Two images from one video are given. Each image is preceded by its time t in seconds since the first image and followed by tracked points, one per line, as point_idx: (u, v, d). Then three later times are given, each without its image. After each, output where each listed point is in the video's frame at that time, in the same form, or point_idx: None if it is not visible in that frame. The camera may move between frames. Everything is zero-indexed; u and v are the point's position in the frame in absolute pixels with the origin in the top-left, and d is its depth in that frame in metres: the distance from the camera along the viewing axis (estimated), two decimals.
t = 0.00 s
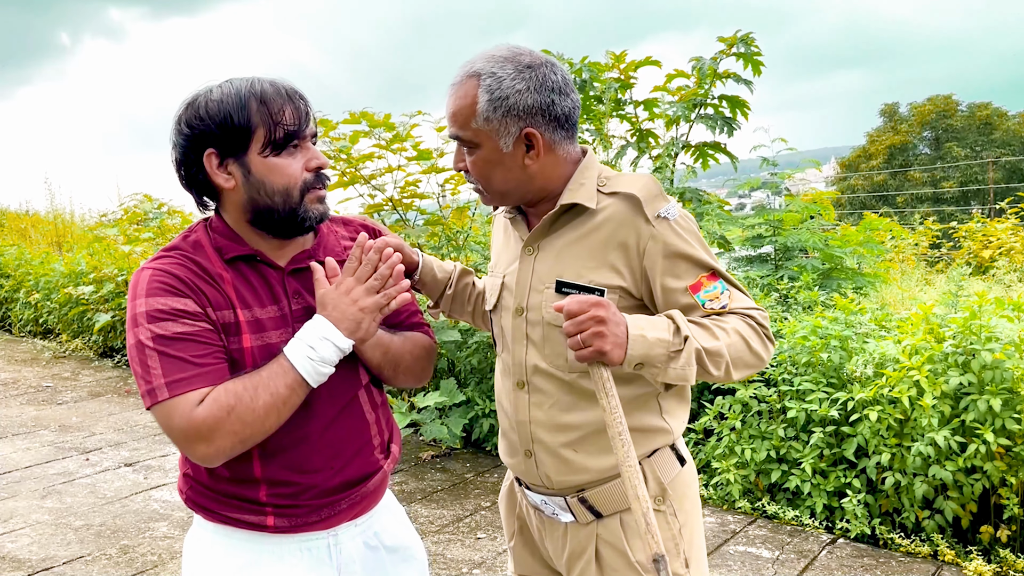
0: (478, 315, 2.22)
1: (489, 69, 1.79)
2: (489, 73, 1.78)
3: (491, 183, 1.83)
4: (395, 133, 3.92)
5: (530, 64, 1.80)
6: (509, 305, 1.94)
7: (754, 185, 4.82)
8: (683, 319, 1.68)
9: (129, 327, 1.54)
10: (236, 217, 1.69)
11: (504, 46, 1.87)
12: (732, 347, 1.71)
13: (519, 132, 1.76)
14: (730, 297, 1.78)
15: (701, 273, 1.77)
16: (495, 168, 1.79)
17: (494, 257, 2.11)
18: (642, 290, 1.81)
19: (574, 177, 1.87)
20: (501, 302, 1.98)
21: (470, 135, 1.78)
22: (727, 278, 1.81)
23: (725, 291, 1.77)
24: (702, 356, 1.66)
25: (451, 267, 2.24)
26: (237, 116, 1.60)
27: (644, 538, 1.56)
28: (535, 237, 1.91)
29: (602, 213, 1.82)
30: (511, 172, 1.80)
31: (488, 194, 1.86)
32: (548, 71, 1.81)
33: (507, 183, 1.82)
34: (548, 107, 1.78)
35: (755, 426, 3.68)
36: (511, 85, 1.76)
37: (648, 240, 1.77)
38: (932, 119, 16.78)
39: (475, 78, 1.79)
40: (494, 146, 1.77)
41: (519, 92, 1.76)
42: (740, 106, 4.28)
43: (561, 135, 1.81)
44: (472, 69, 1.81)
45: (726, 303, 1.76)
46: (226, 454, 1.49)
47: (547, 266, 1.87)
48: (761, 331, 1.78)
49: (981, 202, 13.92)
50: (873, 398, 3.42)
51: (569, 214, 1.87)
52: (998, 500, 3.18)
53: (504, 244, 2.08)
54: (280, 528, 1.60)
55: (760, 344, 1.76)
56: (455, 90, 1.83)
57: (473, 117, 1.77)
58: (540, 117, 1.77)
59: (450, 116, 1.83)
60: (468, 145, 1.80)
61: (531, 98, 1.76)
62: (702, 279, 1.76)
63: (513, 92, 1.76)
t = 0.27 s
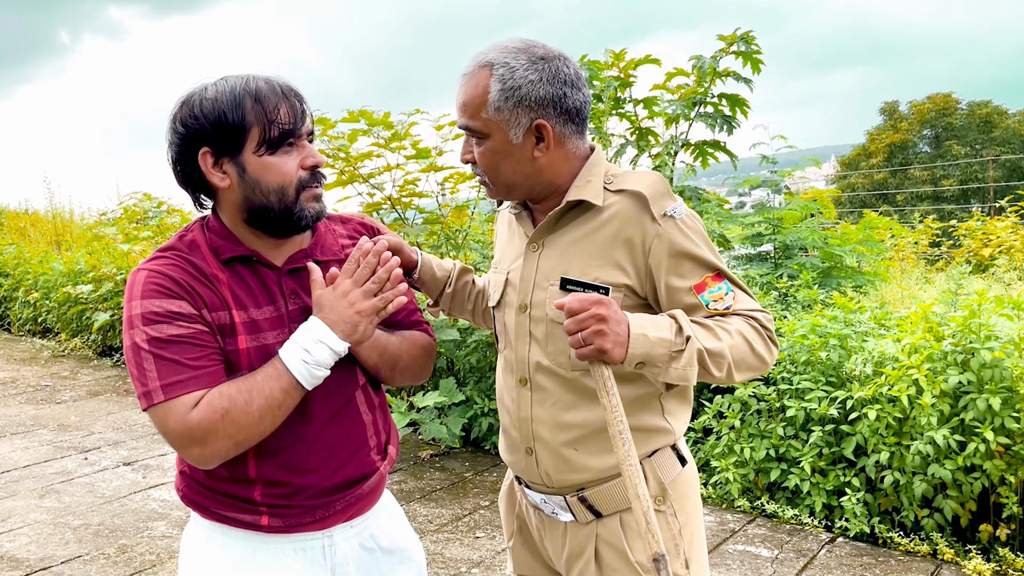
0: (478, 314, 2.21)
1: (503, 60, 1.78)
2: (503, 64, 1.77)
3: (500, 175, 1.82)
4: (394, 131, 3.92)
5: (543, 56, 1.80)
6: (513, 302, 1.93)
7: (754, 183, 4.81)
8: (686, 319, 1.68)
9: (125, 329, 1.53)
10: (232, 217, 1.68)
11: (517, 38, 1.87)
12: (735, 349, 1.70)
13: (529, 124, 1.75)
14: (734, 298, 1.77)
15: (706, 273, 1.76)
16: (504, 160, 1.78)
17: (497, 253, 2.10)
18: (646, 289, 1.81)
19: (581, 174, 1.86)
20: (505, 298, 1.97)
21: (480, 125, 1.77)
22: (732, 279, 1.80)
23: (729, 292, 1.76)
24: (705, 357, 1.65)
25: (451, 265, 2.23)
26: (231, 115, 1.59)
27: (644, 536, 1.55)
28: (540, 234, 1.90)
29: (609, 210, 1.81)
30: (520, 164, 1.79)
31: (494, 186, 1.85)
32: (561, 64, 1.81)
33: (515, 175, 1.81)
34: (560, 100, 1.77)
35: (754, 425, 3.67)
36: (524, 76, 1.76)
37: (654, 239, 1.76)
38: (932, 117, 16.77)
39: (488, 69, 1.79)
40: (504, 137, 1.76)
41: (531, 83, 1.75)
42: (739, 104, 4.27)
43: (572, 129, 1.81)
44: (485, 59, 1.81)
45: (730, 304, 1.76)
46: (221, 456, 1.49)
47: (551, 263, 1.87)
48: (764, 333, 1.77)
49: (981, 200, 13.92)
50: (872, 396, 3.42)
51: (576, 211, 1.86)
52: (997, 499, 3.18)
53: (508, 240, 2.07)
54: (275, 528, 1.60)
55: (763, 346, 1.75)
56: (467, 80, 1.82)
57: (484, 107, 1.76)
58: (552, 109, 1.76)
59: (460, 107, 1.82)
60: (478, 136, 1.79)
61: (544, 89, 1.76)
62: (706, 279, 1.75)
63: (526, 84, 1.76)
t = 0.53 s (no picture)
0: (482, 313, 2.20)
1: (519, 55, 1.78)
2: (519, 58, 1.77)
3: (511, 170, 1.81)
4: (393, 130, 3.91)
5: (560, 52, 1.80)
6: (521, 299, 1.92)
7: (753, 182, 4.81)
8: (695, 318, 1.68)
9: (125, 328, 1.53)
10: (234, 218, 1.68)
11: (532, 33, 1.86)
12: (743, 349, 1.70)
13: (544, 120, 1.75)
14: (743, 299, 1.78)
15: (716, 273, 1.76)
16: (516, 155, 1.78)
17: (504, 250, 2.09)
18: (656, 288, 1.80)
19: (593, 170, 1.86)
20: (513, 295, 1.96)
21: (494, 119, 1.77)
22: (742, 280, 1.81)
23: (738, 293, 1.77)
24: (711, 356, 1.65)
25: (453, 265, 2.23)
26: (236, 117, 1.59)
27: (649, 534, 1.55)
28: (549, 232, 1.89)
29: (620, 207, 1.80)
30: (533, 160, 1.78)
31: (503, 181, 1.85)
32: (577, 62, 1.81)
33: (526, 172, 1.80)
34: (575, 97, 1.77)
35: (753, 424, 3.67)
36: (541, 71, 1.75)
37: (665, 237, 1.75)
38: (932, 116, 16.76)
39: (503, 63, 1.78)
40: (517, 133, 1.75)
41: (547, 79, 1.75)
42: (739, 103, 4.27)
43: (585, 126, 1.81)
44: (501, 54, 1.80)
45: (739, 305, 1.76)
46: (220, 457, 1.49)
47: (561, 260, 1.85)
48: (773, 334, 1.77)
49: (980, 199, 13.92)
50: (871, 395, 3.41)
51: (587, 208, 1.85)
52: (996, 498, 3.18)
53: (515, 237, 2.06)
54: (272, 529, 1.60)
55: (771, 347, 1.75)
56: (481, 74, 1.82)
57: (498, 102, 1.76)
58: (567, 106, 1.76)
59: (473, 101, 1.81)
60: (491, 131, 1.78)
61: (560, 85, 1.76)
62: (716, 279, 1.75)
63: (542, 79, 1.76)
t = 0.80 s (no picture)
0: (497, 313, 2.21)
1: (544, 48, 1.77)
2: (545, 52, 1.76)
3: (529, 164, 1.81)
4: (393, 129, 3.91)
5: (586, 48, 1.80)
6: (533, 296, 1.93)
7: (753, 181, 4.81)
8: (708, 317, 1.68)
9: (129, 326, 1.53)
10: (239, 217, 1.67)
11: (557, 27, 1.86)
12: (755, 351, 1.70)
13: (565, 115, 1.75)
14: (757, 301, 1.77)
15: (730, 274, 1.76)
16: (535, 149, 1.78)
17: (517, 246, 2.09)
18: (669, 288, 1.79)
19: (608, 169, 1.86)
20: (525, 292, 1.97)
21: (515, 112, 1.77)
22: (756, 281, 1.81)
23: (752, 294, 1.76)
24: (724, 356, 1.65)
25: (466, 267, 2.23)
26: (244, 117, 1.58)
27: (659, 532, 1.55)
28: (562, 230, 1.89)
29: (635, 206, 1.80)
30: (551, 155, 1.78)
31: (521, 176, 1.84)
32: (602, 59, 1.81)
33: (544, 166, 1.80)
34: (598, 94, 1.77)
35: (752, 423, 3.67)
36: (566, 66, 1.75)
37: (680, 237, 1.75)
38: (931, 115, 16.76)
39: (529, 56, 1.77)
40: (538, 126, 1.76)
41: (572, 74, 1.75)
42: (739, 102, 4.27)
43: (606, 124, 1.81)
44: (526, 46, 1.79)
45: (753, 306, 1.76)
46: (223, 457, 1.49)
47: (574, 257, 1.86)
48: (786, 337, 1.77)
49: (979, 198, 13.92)
50: (870, 395, 3.42)
51: (602, 207, 1.85)
52: (996, 497, 3.18)
53: (528, 234, 2.06)
54: (272, 528, 1.60)
55: (783, 349, 1.75)
56: (504, 65, 1.81)
57: (521, 94, 1.76)
58: (589, 103, 1.76)
59: (495, 91, 1.81)
60: (512, 123, 1.78)
61: (584, 81, 1.76)
62: (731, 280, 1.75)
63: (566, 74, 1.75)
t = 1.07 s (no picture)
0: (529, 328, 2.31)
1: (561, 45, 1.76)
2: (561, 49, 1.76)
3: (534, 158, 1.81)
4: (392, 128, 3.91)
5: (602, 48, 1.80)
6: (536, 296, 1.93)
7: (752, 180, 4.81)
8: (711, 316, 1.67)
9: (134, 328, 1.53)
10: (245, 218, 1.67)
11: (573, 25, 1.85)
12: (758, 350, 1.70)
13: (576, 113, 1.75)
14: (760, 300, 1.77)
15: (733, 273, 1.75)
16: (542, 144, 1.78)
17: (524, 244, 2.09)
18: (671, 287, 1.79)
19: (614, 164, 1.85)
20: (529, 292, 1.97)
21: (526, 105, 1.77)
22: (759, 280, 1.80)
23: (756, 293, 1.76)
24: (728, 355, 1.64)
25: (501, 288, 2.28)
26: (251, 117, 1.58)
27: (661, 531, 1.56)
28: (566, 228, 1.90)
29: (637, 206, 1.80)
30: (559, 151, 1.78)
31: (526, 170, 1.84)
32: (616, 60, 1.81)
33: (550, 162, 1.80)
34: (610, 94, 1.77)
35: (752, 423, 3.67)
36: (582, 64, 1.75)
37: (682, 237, 1.75)
38: (931, 114, 16.77)
39: (545, 51, 1.77)
40: (547, 121, 1.76)
41: (587, 73, 1.75)
42: (738, 102, 4.27)
43: (615, 126, 1.81)
44: (542, 41, 1.78)
45: (756, 305, 1.75)
46: (228, 458, 1.49)
47: (576, 256, 1.86)
48: (789, 336, 1.77)
49: (979, 197, 13.93)
50: (870, 394, 3.42)
51: (604, 206, 1.85)
52: (996, 496, 3.19)
53: (534, 234, 2.06)
54: (274, 528, 1.59)
55: (787, 349, 1.75)
56: (517, 59, 1.81)
57: (534, 88, 1.75)
58: (601, 103, 1.76)
59: (507, 83, 1.80)
60: (520, 115, 1.78)
61: (598, 81, 1.76)
62: (734, 279, 1.74)
63: (582, 72, 1.75)
